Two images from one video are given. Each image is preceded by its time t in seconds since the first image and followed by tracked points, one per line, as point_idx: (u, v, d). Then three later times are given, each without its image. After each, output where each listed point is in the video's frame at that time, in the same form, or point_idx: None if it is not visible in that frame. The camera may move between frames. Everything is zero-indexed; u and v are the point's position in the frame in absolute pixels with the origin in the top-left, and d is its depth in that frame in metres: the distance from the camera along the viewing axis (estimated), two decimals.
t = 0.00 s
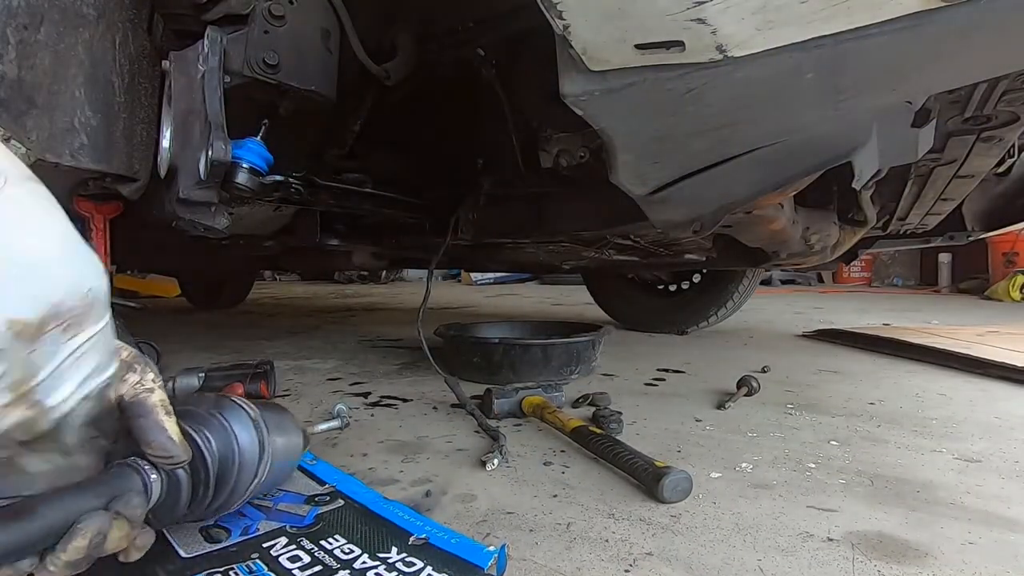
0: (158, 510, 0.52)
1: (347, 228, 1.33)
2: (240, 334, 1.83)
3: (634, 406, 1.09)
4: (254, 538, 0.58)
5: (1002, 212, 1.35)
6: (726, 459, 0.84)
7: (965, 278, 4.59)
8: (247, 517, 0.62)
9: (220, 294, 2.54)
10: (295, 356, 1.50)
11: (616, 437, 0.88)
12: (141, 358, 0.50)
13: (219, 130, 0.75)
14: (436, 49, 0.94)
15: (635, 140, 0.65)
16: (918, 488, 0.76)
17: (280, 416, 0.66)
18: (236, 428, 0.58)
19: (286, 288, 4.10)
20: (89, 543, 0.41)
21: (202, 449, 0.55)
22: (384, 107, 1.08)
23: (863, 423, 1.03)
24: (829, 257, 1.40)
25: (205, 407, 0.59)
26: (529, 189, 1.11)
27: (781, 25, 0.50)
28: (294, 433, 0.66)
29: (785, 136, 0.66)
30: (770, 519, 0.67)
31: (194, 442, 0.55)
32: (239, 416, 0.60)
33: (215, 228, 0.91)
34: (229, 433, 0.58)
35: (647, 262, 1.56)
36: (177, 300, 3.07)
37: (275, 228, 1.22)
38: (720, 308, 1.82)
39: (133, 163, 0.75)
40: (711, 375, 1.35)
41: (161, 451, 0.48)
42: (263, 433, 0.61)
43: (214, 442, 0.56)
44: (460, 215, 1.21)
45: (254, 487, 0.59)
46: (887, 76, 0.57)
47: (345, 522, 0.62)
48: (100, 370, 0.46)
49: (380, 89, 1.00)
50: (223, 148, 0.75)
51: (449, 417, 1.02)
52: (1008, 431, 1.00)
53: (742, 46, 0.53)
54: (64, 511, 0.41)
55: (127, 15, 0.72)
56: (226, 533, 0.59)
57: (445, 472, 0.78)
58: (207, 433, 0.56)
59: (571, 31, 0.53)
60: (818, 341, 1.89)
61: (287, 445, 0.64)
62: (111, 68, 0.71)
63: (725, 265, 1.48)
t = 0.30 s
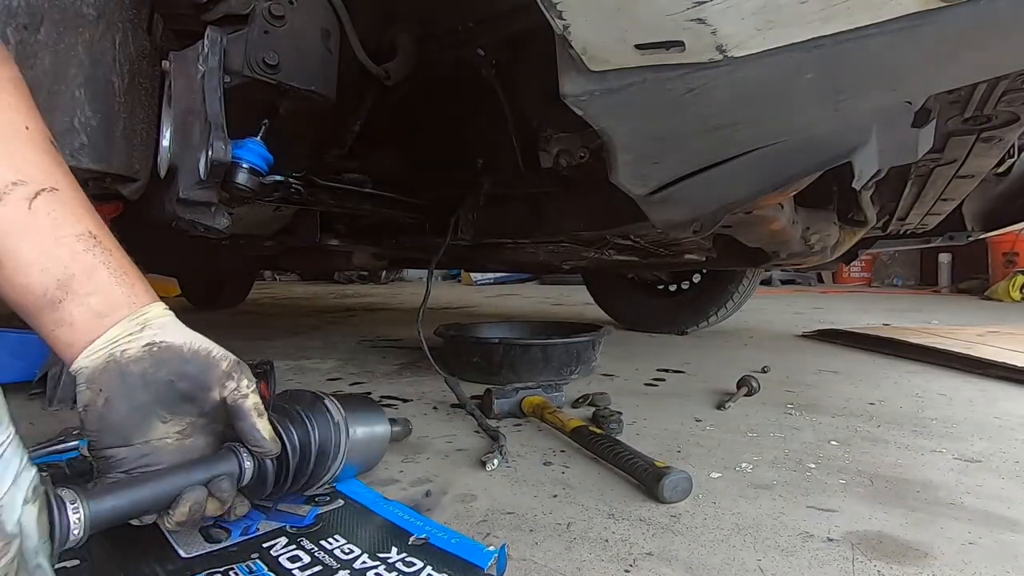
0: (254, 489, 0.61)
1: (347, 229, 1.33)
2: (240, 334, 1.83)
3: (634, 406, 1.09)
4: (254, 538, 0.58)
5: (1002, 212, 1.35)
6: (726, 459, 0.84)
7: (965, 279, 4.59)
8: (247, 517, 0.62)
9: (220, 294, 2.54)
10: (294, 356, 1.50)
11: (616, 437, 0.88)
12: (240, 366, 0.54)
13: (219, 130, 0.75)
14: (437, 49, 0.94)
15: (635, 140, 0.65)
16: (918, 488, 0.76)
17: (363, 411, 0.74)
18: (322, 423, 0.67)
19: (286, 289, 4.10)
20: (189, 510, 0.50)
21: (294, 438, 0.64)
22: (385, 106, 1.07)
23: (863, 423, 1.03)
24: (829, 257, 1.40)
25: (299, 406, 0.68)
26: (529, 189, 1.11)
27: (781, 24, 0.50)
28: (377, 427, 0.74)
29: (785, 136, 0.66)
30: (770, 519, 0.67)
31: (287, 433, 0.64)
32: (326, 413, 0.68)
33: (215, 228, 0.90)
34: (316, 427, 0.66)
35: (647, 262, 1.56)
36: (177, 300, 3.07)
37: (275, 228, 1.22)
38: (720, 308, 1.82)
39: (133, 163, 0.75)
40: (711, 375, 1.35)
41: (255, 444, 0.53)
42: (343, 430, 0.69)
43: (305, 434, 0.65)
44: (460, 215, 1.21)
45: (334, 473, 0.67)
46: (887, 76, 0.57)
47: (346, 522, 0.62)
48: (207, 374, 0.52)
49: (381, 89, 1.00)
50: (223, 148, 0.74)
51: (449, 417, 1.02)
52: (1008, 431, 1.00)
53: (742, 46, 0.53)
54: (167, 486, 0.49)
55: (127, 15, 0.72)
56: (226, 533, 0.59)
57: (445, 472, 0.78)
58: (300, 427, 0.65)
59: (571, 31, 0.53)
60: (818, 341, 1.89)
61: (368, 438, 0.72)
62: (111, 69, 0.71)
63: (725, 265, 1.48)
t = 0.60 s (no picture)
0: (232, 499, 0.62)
1: (347, 229, 1.33)
2: (241, 334, 1.83)
3: (633, 406, 1.10)
4: (254, 538, 0.58)
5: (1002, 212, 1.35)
6: (726, 459, 0.84)
7: (965, 279, 4.59)
8: (247, 517, 0.62)
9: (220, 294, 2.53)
10: (295, 357, 1.50)
11: (616, 437, 0.88)
12: (192, 369, 0.57)
13: (219, 130, 0.75)
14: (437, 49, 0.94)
15: (635, 140, 0.66)
16: (918, 488, 0.76)
17: (367, 415, 0.73)
18: (308, 434, 0.65)
19: (287, 289, 4.10)
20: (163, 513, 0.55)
21: (272, 451, 0.62)
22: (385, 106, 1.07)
23: (863, 423, 1.03)
24: (829, 257, 1.40)
25: (292, 413, 0.67)
26: (529, 189, 1.11)
27: (781, 25, 0.50)
28: (380, 433, 0.73)
29: (786, 136, 0.66)
30: (770, 519, 0.67)
31: (268, 446, 0.63)
32: (315, 422, 0.66)
33: (215, 229, 0.90)
34: (300, 438, 0.64)
35: (647, 262, 1.56)
36: (177, 300, 3.07)
37: (274, 228, 1.22)
38: (720, 308, 1.82)
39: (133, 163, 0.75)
40: (711, 375, 1.35)
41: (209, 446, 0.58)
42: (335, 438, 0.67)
43: (285, 446, 0.63)
44: (460, 215, 1.21)
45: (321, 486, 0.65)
46: (886, 76, 0.57)
47: (346, 522, 0.62)
48: (159, 375, 0.55)
49: (381, 89, 1.00)
50: (223, 148, 0.74)
51: (449, 417, 1.02)
52: (1008, 431, 1.00)
53: (742, 46, 0.53)
54: (151, 492, 0.54)
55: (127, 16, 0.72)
56: (226, 533, 0.59)
57: (445, 473, 0.78)
58: (281, 439, 0.63)
59: (571, 31, 0.53)
60: (818, 341, 1.89)
61: (369, 444, 0.71)
62: (111, 69, 0.71)
63: (725, 265, 1.48)
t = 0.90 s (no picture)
0: (231, 497, 0.62)
1: (347, 229, 1.33)
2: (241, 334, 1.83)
3: (633, 406, 1.09)
4: (254, 538, 0.58)
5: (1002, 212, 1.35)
6: (726, 459, 0.84)
7: (965, 278, 4.59)
8: (247, 517, 0.62)
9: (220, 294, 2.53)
10: (295, 357, 1.50)
11: (616, 437, 0.88)
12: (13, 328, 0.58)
13: (219, 130, 0.75)
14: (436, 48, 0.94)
15: (636, 140, 0.66)
16: (918, 488, 0.76)
17: (367, 414, 0.73)
18: (309, 435, 0.64)
19: (287, 288, 4.10)
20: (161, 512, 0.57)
21: (272, 452, 0.63)
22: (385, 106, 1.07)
23: (863, 423, 1.03)
24: (829, 257, 1.40)
25: (294, 412, 0.67)
26: (529, 189, 1.11)
27: (781, 25, 0.50)
28: (380, 433, 0.73)
29: (786, 135, 0.66)
30: (770, 519, 0.67)
31: (269, 446, 0.63)
32: (316, 423, 0.66)
33: (215, 228, 0.90)
34: (301, 440, 0.64)
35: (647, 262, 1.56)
36: (176, 300, 3.06)
37: (274, 228, 1.22)
38: (720, 308, 1.82)
39: (133, 162, 0.76)
40: (711, 375, 1.35)
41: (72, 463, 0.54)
42: (334, 440, 0.67)
43: (285, 448, 0.63)
44: (460, 215, 1.21)
45: (320, 488, 0.66)
46: (887, 76, 0.57)
47: (346, 522, 0.61)
48: None
49: (381, 89, 1.00)
50: (223, 148, 0.74)
51: (449, 417, 1.02)
52: (1008, 431, 1.00)
53: (742, 46, 0.53)
54: (151, 491, 0.56)
55: (127, 16, 0.72)
56: (226, 533, 0.59)
57: (445, 472, 0.78)
58: (281, 440, 0.63)
59: (571, 31, 0.53)
60: (818, 341, 1.89)
61: (369, 444, 0.71)
62: (110, 69, 0.71)
63: (725, 265, 1.47)
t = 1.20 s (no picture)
0: (231, 497, 0.63)
1: (347, 229, 1.33)
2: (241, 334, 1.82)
3: (633, 406, 1.10)
4: (254, 538, 0.58)
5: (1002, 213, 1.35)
6: (725, 459, 0.84)
7: (965, 278, 4.59)
8: (247, 517, 0.62)
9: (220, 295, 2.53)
10: (295, 357, 1.50)
11: (615, 437, 0.88)
12: None
13: (219, 130, 0.75)
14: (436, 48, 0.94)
15: (636, 140, 0.66)
16: (918, 488, 0.76)
17: (366, 414, 0.73)
18: (309, 435, 0.64)
19: (287, 288, 4.10)
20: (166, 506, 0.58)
21: (272, 451, 0.63)
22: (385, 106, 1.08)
23: (863, 423, 1.03)
24: (829, 257, 1.41)
25: (293, 411, 0.67)
26: (529, 189, 1.11)
27: (781, 25, 0.50)
28: (380, 433, 0.73)
29: (786, 135, 0.66)
30: (770, 519, 0.67)
31: (268, 445, 0.63)
32: (316, 422, 0.66)
33: (215, 228, 0.90)
34: (300, 439, 0.64)
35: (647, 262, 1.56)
36: (176, 300, 3.06)
37: (274, 228, 1.22)
38: (720, 308, 1.82)
39: (133, 162, 0.76)
40: (711, 375, 1.35)
41: None
42: (334, 439, 0.67)
43: (285, 447, 0.63)
44: (460, 215, 1.21)
45: (320, 487, 0.66)
46: (886, 77, 0.57)
47: (346, 522, 0.61)
48: None
49: (381, 89, 1.00)
50: (223, 148, 0.74)
51: (449, 417, 1.02)
52: (1008, 431, 1.00)
53: (742, 47, 0.53)
54: (152, 492, 0.57)
55: (126, 15, 0.72)
56: (226, 533, 0.59)
57: (445, 472, 0.78)
58: (280, 439, 0.63)
59: (571, 31, 0.53)
60: (818, 341, 1.89)
61: (369, 444, 0.71)
62: (110, 69, 0.71)
63: (725, 265, 1.47)
